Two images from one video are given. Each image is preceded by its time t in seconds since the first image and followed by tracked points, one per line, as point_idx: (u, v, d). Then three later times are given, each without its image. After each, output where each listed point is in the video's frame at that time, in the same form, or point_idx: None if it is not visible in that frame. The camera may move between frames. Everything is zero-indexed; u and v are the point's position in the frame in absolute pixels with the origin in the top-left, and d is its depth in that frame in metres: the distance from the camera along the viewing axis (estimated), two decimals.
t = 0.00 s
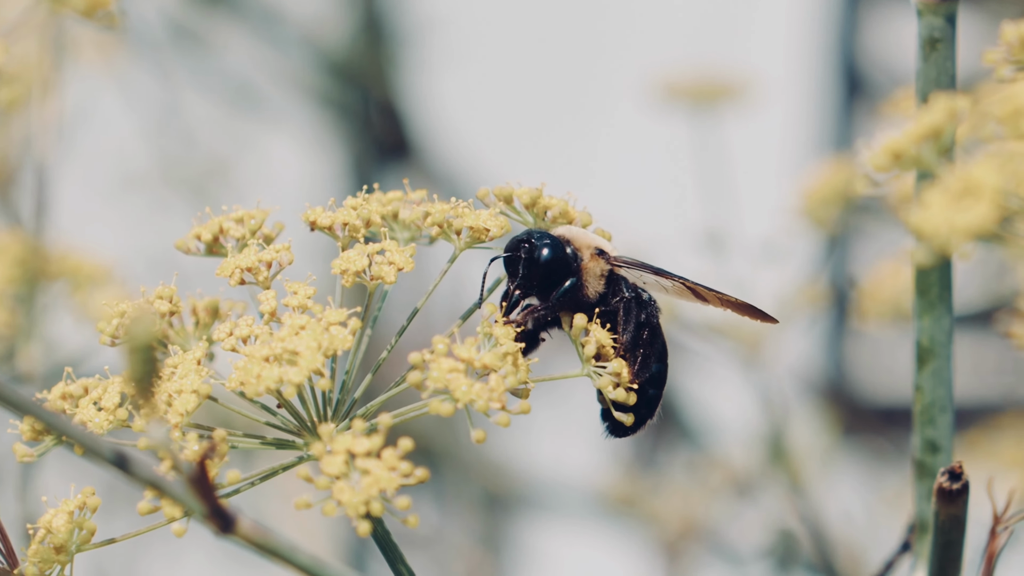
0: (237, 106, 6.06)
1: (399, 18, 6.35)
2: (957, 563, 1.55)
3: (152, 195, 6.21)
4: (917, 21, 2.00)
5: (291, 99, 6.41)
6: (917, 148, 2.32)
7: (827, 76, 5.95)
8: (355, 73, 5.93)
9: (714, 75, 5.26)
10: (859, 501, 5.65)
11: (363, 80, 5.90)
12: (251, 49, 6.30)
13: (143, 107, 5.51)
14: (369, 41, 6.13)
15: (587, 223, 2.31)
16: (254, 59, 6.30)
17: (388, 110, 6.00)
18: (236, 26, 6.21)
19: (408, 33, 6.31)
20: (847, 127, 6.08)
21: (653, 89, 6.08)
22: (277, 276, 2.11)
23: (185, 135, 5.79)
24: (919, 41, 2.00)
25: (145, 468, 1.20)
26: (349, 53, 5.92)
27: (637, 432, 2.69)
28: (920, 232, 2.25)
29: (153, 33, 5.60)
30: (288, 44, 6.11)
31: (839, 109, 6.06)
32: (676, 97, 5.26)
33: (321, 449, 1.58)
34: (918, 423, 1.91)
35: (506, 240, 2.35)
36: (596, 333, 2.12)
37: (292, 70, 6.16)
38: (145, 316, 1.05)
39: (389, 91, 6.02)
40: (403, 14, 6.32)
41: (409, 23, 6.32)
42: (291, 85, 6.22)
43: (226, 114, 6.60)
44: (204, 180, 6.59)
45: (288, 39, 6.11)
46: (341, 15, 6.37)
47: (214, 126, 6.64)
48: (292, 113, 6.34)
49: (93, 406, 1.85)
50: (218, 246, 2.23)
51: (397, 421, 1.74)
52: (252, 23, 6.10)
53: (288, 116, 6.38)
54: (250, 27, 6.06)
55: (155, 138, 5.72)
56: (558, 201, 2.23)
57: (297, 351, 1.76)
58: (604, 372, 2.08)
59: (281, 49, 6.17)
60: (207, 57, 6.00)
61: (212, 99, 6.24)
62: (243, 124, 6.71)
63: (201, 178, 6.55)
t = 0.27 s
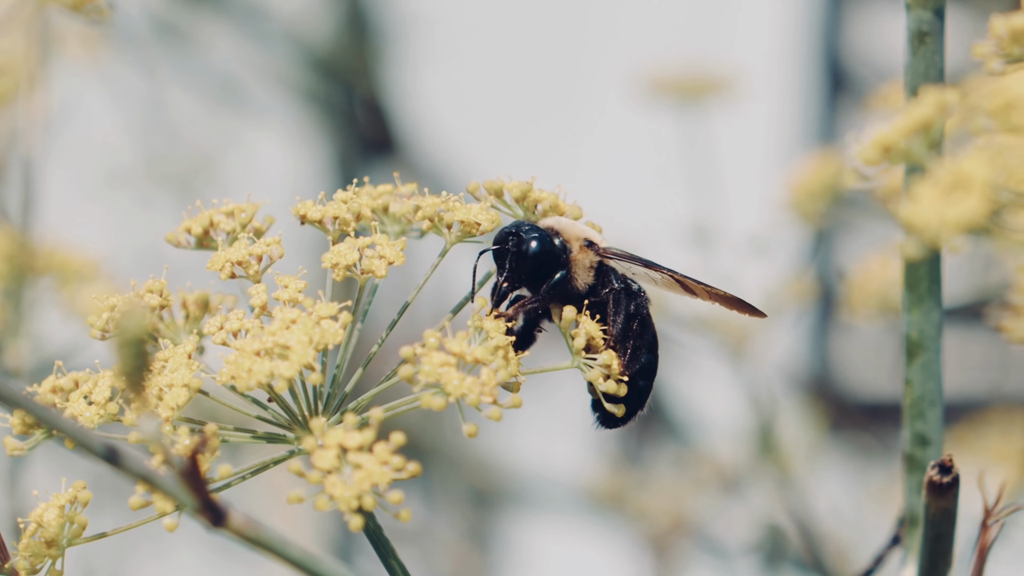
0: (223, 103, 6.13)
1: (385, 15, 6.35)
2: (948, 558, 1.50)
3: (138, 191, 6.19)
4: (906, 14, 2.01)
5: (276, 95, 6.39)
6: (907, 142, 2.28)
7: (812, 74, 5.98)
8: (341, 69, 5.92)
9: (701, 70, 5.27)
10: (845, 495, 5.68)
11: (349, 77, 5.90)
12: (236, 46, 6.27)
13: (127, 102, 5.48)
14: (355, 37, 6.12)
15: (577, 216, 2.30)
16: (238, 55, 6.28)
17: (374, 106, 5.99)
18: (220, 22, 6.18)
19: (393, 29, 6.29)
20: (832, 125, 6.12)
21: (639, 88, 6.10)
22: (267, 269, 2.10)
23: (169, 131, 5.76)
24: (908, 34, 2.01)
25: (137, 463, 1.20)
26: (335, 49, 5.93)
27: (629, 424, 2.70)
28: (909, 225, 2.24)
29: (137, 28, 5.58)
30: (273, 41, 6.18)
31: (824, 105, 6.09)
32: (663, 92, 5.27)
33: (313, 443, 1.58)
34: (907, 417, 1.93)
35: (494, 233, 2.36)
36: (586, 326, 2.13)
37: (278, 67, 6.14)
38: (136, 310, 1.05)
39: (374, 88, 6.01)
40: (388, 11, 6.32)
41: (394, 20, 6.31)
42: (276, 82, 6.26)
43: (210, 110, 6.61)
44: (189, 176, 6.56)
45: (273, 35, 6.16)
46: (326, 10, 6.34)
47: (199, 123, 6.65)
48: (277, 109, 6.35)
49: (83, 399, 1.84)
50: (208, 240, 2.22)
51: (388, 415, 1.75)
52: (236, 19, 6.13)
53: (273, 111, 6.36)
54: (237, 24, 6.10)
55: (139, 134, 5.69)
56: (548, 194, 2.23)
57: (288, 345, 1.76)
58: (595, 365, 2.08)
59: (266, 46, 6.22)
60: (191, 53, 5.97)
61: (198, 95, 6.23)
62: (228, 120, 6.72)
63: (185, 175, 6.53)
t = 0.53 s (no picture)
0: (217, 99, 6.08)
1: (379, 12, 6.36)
2: (945, 551, 1.49)
3: (131, 187, 6.18)
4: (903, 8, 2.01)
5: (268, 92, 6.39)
6: (908, 134, 2.27)
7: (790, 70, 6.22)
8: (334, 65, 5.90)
9: (695, 65, 5.27)
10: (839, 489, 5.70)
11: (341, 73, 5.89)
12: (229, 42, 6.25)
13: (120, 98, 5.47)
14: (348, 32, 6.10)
15: (575, 210, 2.30)
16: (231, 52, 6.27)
17: (366, 101, 5.97)
18: (212, 19, 6.14)
19: (386, 26, 6.30)
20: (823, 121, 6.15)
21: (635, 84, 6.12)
22: (265, 264, 2.10)
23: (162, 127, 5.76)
24: (905, 27, 2.01)
25: (136, 457, 1.19)
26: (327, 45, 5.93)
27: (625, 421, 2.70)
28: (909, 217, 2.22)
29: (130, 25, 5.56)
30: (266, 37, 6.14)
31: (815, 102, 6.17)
32: (658, 87, 5.27)
33: (311, 437, 1.58)
34: (905, 410, 1.93)
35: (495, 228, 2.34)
36: (585, 321, 2.13)
37: (270, 62, 6.11)
38: (137, 305, 1.05)
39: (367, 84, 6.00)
40: (381, 8, 6.31)
41: (386, 16, 6.30)
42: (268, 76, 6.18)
43: (203, 106, 6.74)
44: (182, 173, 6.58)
45: (265, 31, 6.11)
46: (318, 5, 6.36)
47: (191, 119, 6.73)
48: (269, 105, 6.35)
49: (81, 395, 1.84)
50: (205, 235, 2.21)
51: (386, 409, 1.75)
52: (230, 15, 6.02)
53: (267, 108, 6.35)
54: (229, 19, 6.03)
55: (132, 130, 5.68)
56: (546, 188, 2.23)
57: (286, 340, 1.76)
58: (594, 360, 2.08)
59: (260, 42, 6.18)
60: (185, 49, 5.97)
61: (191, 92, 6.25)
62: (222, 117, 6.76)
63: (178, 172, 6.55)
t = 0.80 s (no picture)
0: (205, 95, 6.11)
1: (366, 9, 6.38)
2: (939, 546, 1.49)
3: (119, 183, 6.17)
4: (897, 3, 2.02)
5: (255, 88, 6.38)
6: (903, 130, 2.26)
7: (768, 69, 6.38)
8: (322, 61, 5.91)
9: (687, 61, 5.27)
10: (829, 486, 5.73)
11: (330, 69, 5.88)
12: (218, 38, 6.21)
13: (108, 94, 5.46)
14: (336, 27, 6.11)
15: (570, 206, 2.31)
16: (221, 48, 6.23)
17: (355, 97, 5.97)
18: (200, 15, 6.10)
19: (373, 23, 6.32)
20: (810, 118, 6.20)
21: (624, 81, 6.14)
22: (260, 260, 2.09)
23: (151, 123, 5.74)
24: (898, 22, 2.03)
25: (132, 453, 1.19)
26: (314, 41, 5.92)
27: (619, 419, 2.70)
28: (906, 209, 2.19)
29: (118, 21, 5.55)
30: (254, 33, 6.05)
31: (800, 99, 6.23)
32: (649, 83, 5.28)
33: (308, 433, 1.58)
34: (899, 405, 1.93)
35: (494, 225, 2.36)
36: (581, 318, 2.13)
37: (259, 58, 6.11)
38: (133, 301, 1.05)
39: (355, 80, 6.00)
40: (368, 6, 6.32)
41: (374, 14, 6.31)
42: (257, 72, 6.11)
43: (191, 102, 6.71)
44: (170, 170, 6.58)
45: (254, 28, 6.03)
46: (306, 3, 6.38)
47: (180, 116, 6.74)
48: (256, 100, 6.35)
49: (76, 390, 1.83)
50: (200, 231, 2.20)
51: (383, 405, 1.75)
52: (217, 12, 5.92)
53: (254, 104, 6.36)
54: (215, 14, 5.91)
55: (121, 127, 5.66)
56: (541, 183, 2.23)
57: (281, 335, 1.75)
58: (590, 356, 2.08)
59: (248, 38, 6.09)
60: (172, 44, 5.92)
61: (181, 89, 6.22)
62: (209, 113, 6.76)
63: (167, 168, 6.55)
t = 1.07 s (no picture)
0: (192, 93, 6.19)
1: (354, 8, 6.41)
2: (935, 544, 1.50)
3: (105, 181, 6.16)
4: None
5: (241, 85, 6.37)
6: (903, 126, 2.21)
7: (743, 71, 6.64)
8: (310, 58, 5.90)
9: (677, 57, 5.28)
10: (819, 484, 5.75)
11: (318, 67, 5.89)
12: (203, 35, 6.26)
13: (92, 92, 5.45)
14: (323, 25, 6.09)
15: (565, 203, 2.30)
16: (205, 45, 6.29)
17: (342, 95, 5.99)
18: (188, 12, 6.11)
19: (360, 21, 6.30)
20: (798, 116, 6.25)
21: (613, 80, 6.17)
22: (254, 258, 2.08)
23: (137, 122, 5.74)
24: (894, 19, 1.99)
25: (130, 451, 1.19)
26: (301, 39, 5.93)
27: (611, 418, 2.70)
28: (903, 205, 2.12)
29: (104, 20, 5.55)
30: (241, 31, 6.17)
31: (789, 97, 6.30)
32: (640, 80, 5.32)
33: (303, 431, 1.57)
34: (894, 404, 1.93)
35: (493, 222, 2.36)
36: (577, 315, 2.13)
37: (247, 56, 6.10)
38: (133, 297, 1.05)
39: (342, 78, 6.00)
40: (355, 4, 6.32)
41: (361, 13, 6.31)
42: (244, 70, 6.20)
43: (179, 100, 6.68)
44: (158, 168, 6.66)
45: (241, 25, 6.13)
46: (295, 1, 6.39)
47: (167, 113, 6.74)
48: (243, 99, 6.41)
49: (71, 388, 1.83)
50: (194, 229, 2.20)
51: (379, 403, 1.74)
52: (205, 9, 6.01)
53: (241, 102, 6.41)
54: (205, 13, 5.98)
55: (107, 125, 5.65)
56: (536, 180, 2.22)
57: (278, 333, 1.74)
58: (586, 353, 2.08)
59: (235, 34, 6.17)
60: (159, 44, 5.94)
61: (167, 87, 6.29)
62: (196, 111, 6.72)
63: (154, 166, 6.64)
